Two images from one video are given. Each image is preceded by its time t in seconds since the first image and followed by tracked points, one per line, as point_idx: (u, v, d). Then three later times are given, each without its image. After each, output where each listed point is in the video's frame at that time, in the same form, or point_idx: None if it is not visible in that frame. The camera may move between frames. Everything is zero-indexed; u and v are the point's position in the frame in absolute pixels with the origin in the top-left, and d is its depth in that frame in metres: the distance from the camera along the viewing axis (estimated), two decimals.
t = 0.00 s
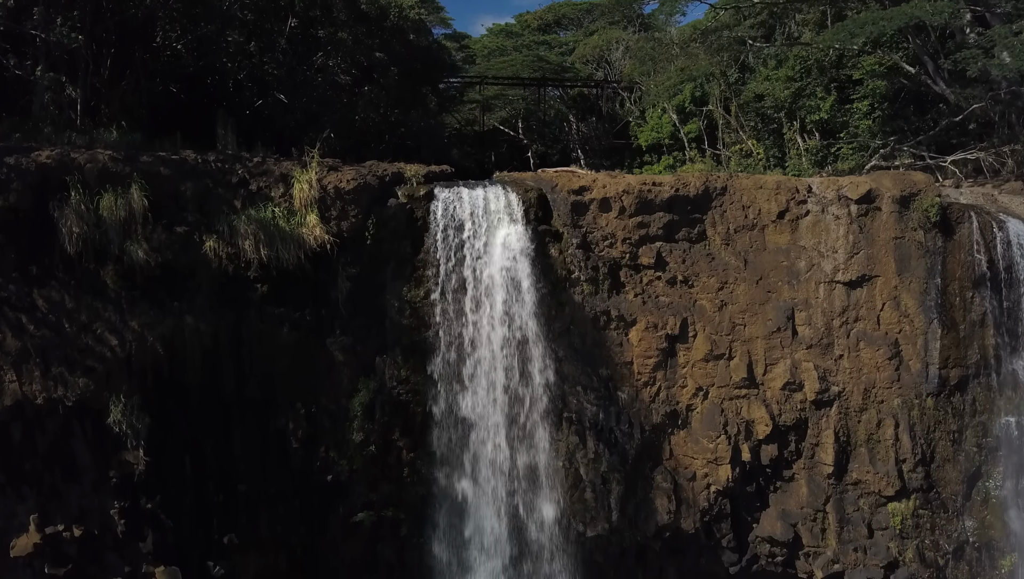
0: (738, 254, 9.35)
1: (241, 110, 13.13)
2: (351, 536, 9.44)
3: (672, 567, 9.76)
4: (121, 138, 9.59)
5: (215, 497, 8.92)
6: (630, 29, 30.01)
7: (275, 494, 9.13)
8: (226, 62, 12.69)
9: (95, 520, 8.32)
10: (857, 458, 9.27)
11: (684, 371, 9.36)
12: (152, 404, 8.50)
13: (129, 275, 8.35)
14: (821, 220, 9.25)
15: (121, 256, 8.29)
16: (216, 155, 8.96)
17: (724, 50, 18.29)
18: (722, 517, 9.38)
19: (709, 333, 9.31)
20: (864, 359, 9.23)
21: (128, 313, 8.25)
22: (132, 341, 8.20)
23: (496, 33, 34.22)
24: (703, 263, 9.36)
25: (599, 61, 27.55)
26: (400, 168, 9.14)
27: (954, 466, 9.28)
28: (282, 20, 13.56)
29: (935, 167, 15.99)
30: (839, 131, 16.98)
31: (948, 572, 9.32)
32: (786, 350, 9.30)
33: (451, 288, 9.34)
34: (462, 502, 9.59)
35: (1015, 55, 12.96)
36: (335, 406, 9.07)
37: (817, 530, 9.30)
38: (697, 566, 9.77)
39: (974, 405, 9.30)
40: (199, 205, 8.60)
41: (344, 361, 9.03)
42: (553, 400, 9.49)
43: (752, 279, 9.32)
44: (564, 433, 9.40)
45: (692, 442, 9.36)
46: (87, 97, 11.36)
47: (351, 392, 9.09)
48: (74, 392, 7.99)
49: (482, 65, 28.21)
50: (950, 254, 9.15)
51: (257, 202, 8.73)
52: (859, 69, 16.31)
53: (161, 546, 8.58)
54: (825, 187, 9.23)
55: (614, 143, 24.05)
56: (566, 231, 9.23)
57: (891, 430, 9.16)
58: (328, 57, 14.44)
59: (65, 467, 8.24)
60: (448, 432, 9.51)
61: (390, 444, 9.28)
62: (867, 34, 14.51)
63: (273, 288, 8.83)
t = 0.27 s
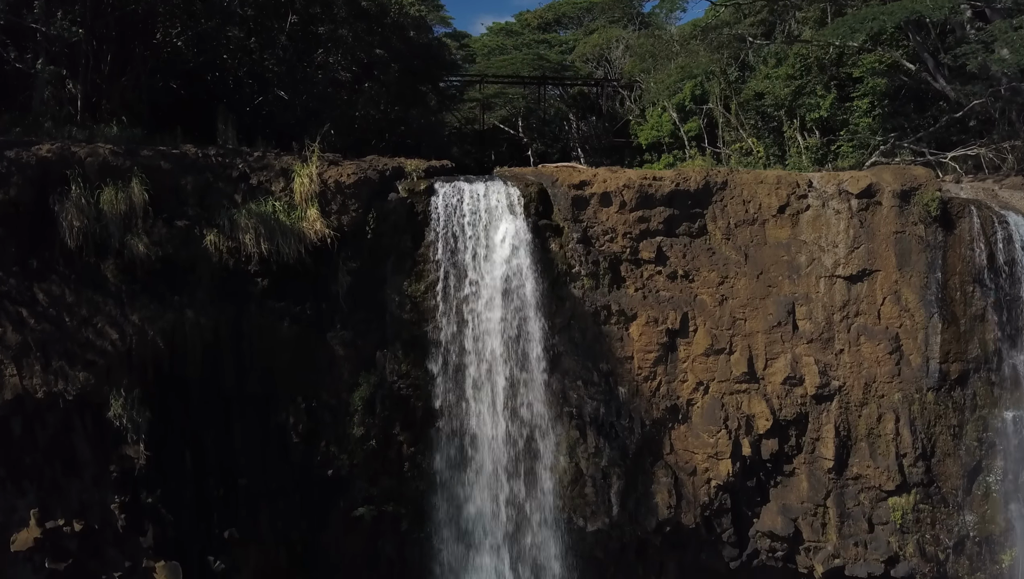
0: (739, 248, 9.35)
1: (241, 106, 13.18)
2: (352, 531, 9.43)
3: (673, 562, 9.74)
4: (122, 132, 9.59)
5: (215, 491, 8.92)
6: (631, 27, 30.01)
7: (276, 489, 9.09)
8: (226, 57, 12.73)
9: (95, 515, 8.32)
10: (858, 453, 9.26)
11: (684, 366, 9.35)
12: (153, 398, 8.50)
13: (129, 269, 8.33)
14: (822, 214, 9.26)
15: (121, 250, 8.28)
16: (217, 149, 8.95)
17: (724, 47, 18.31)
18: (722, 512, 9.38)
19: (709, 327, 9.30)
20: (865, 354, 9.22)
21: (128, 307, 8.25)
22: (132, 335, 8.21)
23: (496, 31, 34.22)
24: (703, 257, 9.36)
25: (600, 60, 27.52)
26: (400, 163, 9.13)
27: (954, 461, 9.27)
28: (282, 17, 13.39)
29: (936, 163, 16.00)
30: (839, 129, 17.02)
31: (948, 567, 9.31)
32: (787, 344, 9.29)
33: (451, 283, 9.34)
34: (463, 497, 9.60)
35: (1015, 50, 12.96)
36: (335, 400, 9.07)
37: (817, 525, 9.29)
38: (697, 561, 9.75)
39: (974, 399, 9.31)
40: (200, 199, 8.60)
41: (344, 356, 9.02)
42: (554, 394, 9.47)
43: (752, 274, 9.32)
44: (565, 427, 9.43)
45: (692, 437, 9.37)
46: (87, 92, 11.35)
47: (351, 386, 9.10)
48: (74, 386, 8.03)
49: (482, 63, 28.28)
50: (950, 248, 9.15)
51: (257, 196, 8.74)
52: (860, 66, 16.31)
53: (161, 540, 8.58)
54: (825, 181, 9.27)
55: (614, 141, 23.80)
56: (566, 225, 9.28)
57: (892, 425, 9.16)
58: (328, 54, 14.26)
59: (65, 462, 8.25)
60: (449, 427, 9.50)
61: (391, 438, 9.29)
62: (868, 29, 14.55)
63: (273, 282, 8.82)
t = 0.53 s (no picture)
0: (739, 245, 9.35)
1: (241, 104, 13.11)
2: (352, 528, 9.44)
3: (673, 559, 9.75)
4: (122, 129, 9.61)
5: (215, 488, 8.91)
6: (631, 26, 30.01)
7: (276, 486, 9.11)
8: (226, 56, 12.68)
9: (96, 512, 8.31)
10: (858, 450, 9.27)
11: (684, 362, 9.36)
12: (153, 394, 8.49)
13: (129, 265, 8.36)
14: (822, 211, 9.26)
15: (121, 246, 8.29)
16: (217, 146, 8.96)
17: (724, 45, 18.38)
18: (722, 509, 9.39)
19: (709, 324, 9.30)
20: (865, 351, 9.24)
21: (128, 303, 8.26)
22: (132, 331, 8.20)
23: (496, 31, 34.25)
24: (703, 254, 9.36)
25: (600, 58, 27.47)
26: (400, 159, 9.13)
27: (955, 457, 9.27)
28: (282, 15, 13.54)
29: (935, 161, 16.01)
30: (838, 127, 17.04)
31: (948, 564, 9.31)
32: (787, 341, 9.29)
33: (452, 279, 9.34)
34: (463, 493, 9.61)
35: (1015, 47, 12.96)
36: (336, 396, 9.08)
37: (817, 521, 9.29)
38: (697, 558, 9.76)
39: (974, 395, 9.31)
40: (200, 195, 8.60)
41: (344, 352, 9.03)
42: (554, 391, 9.48)
43: (753, 271, 9.32)
44: (565, 424, 9.40)
45: (692, 434, 9.37)
46: (87, 89, 11.36)
47: (351, 382, 9.10)
48: (75, 382, 7.98)
49: (483, 63, 28.21)
50: (950, 245, 9.15)
51: (258, 193, 8.75)
52: (860, 65, 16.22)
53: (161, 536, 8.54)
54: (825, 178, 9.24)
55: (614, 141, 23.57)
56: (566, 222, 9.26)
57: (892, 421, 9.15)
58: (328, 51, 14.25)
59: (65, 458, 8.24)
60: (449, 423, 9.51)
61: (391, 434, 9.30)
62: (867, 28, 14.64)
63: (274, 278, 8.84)
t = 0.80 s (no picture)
0: (740, 243, 9.35)
1: (241, 103, 13.16)
2: (352, 525, 9.43)
3: (673, 556, 9.78)
4: (123, 126, 9.64)
5: (216, 485, 8.92)
6: (631, 25, 29.98)
7: (276, 483, 9.11)
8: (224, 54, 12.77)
9: (96, 509, 8.32)
10: (858, 447, 9.27)
11: (684, 360, 9.35)
12: (153, 391, 8.50)
13: (131, 263, 8.33)
14: (822, 208, 9.24)
15: (122, 243, 8.29)
16: (218, 143, 8.97)
17: (724, 45, 18.57)
18: (723, 506, 9.39)
19: (710, 321, 9.30)
20: (866, 348, 9.23)
21: (129, 301, 8.27)
22: (133, 328, 8.21)
23: (496, 30, 34.27)
24: (703, 251, 9.36)
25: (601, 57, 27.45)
26: (401, 157, 9.13)
27: (955, 455, 9.26)
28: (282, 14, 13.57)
29: (936, 159, 16.06)
30: (839, 126, 16.95)
31: (949, 561, 9.30)
32: (787, 338, 9.29)
33: (452, 277, 9.33)
34: (464, 491, 9.61)
35: (1015, 45, 12.96)
36: (336, 394, 9.09)
37: (817, 519, 9.29)
38: (697, 555, 9.78)
39: (974, 393, 9.30)
40: (201, 192, 8.60)
41: (345, 349, 9.04)
42: (555, 388, 9.48)
43: (753, 268, 9.32)
44: (565, 421, 9.46)
45: (693, 431, 9.35)
46: (88, 87, 11.38)
47: (352, 379, 9.10)
48: (75, 379, 8.01)
49: (483, 62, 28.18)
50: (950, 242, 9.14)
51: (259, 189, 8.75)
52: (860, 64, 16.20)
53: (161, 534, 8.58)
54: (826, 175, 9.23)
55: (615, 140, 23.50)
56: (567, 219, 9.24)
57: (893, 418, 9.15)
58: (329, 50, 14.32)
59: (66, 455, 8.25)
60: (450, 420, 9.52)
61: (392, 432, 9.30)
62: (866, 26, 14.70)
63: (274, 276, 8.85)
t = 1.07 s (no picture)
0: (740, 241, 9.34)
1: (241, 102, 13.07)
2: (353, 523, 9.44)
3: (673, 554, 9.80)
4: (124, 124, 9.64)
5: (216, 483, 8.92)
6: (631, 25, 30.00)
7: (277, 481, 9.11)
8: (224, 54, 12.72)
9: (96, 507, 8.32)
10: (859, 445, 9.26)
11: (685, 358, 9.35)
12: (154, 389, 8.50)
13: (132, 260, 8.34)
14: (823, 206, 9.23)
15: (123, 241, 8.29)
16: (218, 140, 8.97)
17: (724, 44, 18.59)
18: (723, 504, 9.39)
19: (710, 319, 9.30)
20: (866, 346, 9.21)
21: (130, 298, 8.28)
22: (134, 325, 8.22)
23: (496, 30, 34.28)
24: (704, 249, 9.36)
25: (601, 57, 27.46)
26: (401, 155, 9.14)
27: (956, 452, 9.24)
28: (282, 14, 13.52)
29: (937, 158, 16.08)
30: (838, 126, 17.03)
31: (950, 559, 9.29)
32: (787, 336, 9.28)
33: (453, 275, 9.32)
34: (464, 489, 9.62)
35: (1015, 43, 12.96)
36: (337, 391, 9.09)
37: (818, 517, 9.30)
38: (698, 553, 9.79)
39: (975, 390, 9.29)
40: (201, 190, 8.60)
41: (346, 346, 9.03)
42: (555, 386, 9.47)
43: (754, 266, 9.31)
44: (566, 419, 9.42)
45: (694, 429, 9.35)
46: (88, 85, 11.38)
47: (352, 377, 9.10)
48: (75, 376, 8.04)
49: (483, 62, 28.18)
50: (951, 240, 9.13)
51: (259, 187, 8.74)
52: (860, 63, 16.25)
53: (162, 532, 8.59)
54: (827, 173, 9.22)
55: (615, 139, 23.50)
56: (567, 217, 9.24)
57: (893, 416, 9.15)
58: (329, 48, 14.29)
59: (66, 452, 8.25)
60: (450, 418, 9.51)
61: (392, 430, 9.30)
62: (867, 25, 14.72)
63: (275, 273, 8.85)
